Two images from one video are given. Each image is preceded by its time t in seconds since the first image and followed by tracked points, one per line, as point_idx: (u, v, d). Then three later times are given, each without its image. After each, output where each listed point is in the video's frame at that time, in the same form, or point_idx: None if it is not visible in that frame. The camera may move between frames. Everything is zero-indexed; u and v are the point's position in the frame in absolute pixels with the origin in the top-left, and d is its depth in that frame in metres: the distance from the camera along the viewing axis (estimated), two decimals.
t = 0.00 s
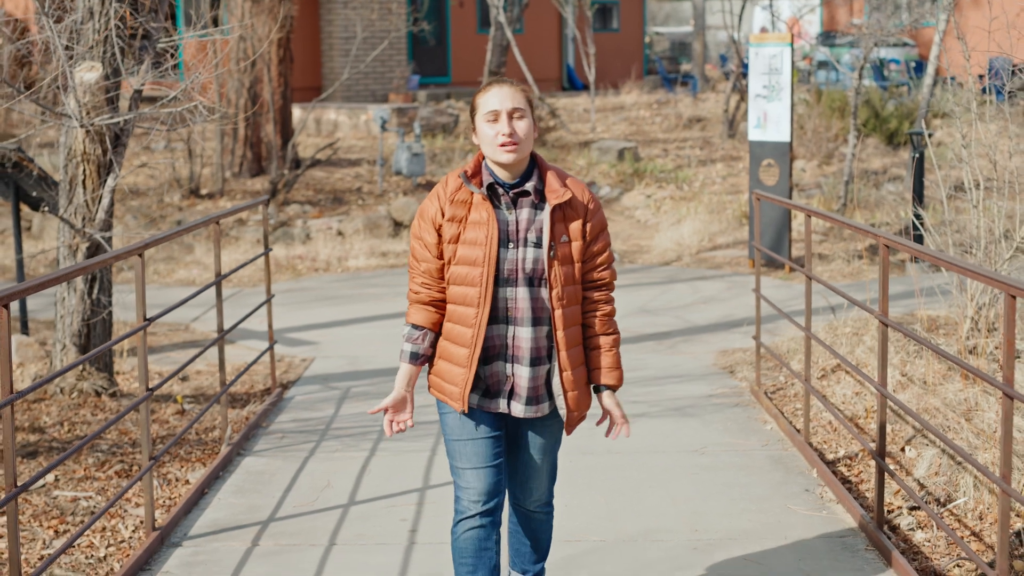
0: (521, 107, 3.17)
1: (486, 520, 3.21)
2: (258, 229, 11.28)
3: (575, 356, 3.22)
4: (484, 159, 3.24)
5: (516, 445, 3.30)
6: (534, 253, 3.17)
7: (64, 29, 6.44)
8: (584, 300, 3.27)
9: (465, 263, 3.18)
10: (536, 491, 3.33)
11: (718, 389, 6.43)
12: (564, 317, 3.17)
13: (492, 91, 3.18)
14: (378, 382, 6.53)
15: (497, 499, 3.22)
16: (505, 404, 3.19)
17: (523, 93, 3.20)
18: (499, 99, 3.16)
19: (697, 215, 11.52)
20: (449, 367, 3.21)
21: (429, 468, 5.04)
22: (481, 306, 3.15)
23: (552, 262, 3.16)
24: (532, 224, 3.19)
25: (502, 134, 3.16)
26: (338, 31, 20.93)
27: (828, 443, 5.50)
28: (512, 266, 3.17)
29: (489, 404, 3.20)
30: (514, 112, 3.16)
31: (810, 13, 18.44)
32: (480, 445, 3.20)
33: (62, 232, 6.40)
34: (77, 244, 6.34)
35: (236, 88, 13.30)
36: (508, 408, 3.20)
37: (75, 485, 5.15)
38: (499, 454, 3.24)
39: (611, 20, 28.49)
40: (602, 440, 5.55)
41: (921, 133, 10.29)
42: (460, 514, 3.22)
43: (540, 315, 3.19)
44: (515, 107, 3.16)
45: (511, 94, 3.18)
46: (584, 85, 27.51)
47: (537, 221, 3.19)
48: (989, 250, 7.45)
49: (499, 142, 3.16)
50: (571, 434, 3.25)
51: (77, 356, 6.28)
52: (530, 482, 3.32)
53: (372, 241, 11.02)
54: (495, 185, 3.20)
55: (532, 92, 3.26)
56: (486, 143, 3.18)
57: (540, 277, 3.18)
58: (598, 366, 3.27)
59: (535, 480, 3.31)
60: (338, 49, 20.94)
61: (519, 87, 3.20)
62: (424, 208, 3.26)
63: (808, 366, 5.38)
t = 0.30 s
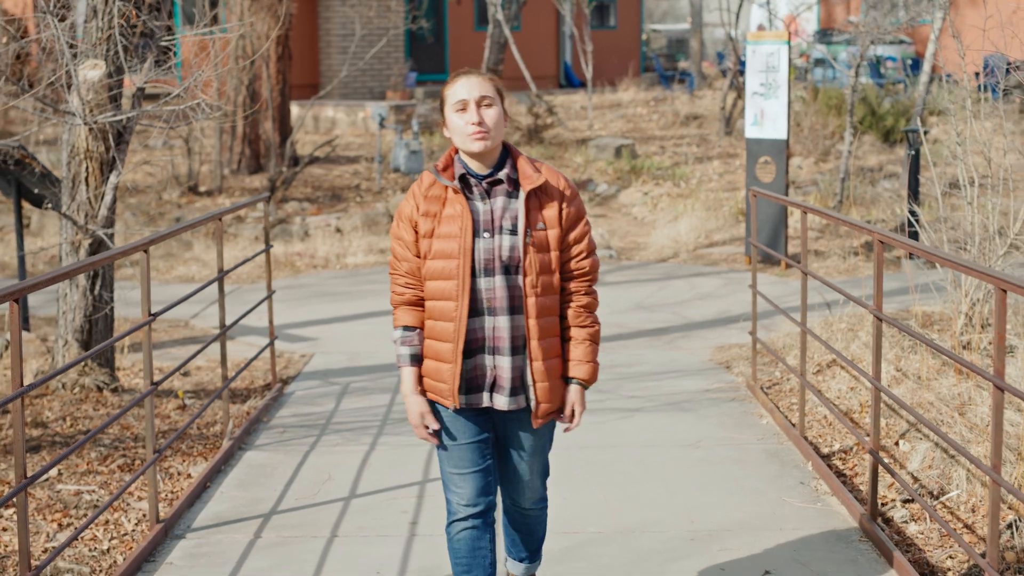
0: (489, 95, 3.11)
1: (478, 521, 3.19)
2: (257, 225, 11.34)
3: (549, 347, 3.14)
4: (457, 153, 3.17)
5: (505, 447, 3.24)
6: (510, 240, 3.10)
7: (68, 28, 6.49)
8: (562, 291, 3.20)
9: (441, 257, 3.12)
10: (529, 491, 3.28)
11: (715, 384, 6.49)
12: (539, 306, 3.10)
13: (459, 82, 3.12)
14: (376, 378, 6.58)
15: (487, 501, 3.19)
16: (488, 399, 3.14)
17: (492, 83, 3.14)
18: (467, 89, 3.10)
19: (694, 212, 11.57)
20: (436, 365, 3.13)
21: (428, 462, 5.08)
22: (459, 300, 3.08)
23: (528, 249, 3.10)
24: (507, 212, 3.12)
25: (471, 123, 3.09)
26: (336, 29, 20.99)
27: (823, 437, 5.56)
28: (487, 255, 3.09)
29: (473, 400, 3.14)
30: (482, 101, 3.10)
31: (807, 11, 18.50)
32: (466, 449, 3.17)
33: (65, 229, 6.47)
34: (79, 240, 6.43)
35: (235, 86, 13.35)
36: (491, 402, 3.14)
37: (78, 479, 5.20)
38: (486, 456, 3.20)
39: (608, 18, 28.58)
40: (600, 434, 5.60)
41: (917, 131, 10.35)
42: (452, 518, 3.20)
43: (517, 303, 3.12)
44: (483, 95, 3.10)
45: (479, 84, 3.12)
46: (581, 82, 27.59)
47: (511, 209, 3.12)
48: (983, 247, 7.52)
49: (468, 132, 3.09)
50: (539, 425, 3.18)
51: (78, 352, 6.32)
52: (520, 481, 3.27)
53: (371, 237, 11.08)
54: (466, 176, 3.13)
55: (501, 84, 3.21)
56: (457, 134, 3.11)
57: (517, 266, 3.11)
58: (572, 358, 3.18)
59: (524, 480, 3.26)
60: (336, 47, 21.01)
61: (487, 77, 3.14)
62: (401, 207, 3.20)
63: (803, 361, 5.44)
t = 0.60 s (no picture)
0: (475, 93, 3.11)
1: (473, 519, 3.19)
2: (256, 223, 11.40)
3: (531, 342, 3.11)
4: (442, 151, 3.19)
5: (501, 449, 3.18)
6: (492, 235, 3.11)
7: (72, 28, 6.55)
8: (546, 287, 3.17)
9: (423, 252, 3.13)
10: (523, 501, 3.18)
11: (711, 380, 6.55)
12: (519, 299, 3.08)
13: (446, 78, 3.13)
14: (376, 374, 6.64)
15: (479, 501, 3.20)
16: (460, 398, 3.12)
17: (479, 80, 3.14)
18: (452, 85, 3.10)
19: (691, 210, 11.63)
20: (417, 361, 3.13)
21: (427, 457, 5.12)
22: (440, 295, 3.09)
23: (509, 242, 3.10)
24: (490, 206, 3.13)
25: (455, 120, 3.10)
26: (335, 27, 21.05)
27: (818, 432, 5.62)
28: (469, 250, 3.11)
29: (453, 398, 3.13)
30: (467, 99, 3.10)
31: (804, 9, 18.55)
32: (454, 452, 3.18)
33: (69, 226, 6.54)
34: (82, 237, 6.50)
35: (234, 84, 13.40)
36: (465, 399, 3.13)
37: (81, 473, 5.25)
38: (478, 457, 3.21)
39: (606, 17, 28.63)
40: (597, 430, 5.66)
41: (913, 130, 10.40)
42: (445, 518, 3.21)
43: (499, 298, 3.11)
44: (468, 93, 3.10)
45: (467, 81, 3.12)
46: (580, 81, 27.64)
47: (494, 204, 3.14)
48: (977, 244, 7.58)
49: (452, 128, 3.09)
50: (525, 423, 3.11)
51: (81, 348, 6.38)
52: (512, 491, 3.18)
53: (370, 235, 11.13)
54: (450, 172, 3.16)
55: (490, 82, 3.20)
56: (441, 130, 3.12)
57: (499, 260, 3.11)
58: (554, 354, 3.12)
59: (516, 487, 3.17)
60: (335, 46, 21.07)
61: (475, 75, 3.15)
62: (386, 205, 3.25)
63: (798, 357, 5.49)
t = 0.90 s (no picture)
0: (477, 99, 3.09)
1: (470, 514, 3.23)
2: (256, 223, 11.46)
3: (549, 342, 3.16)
4: (439, 154, 3.17)
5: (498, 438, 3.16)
6: (496, 240, 3.13)
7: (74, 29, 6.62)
8: (550, 287, 3.23)
9: (426, 259, 3.14)
10: (517, 489, 3.11)
11: (708, 377, 6.61)
12: (536, 302, 3.12)
13: (447, 83, 3.11)
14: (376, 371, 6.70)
15: (478, 500, 3.24)
16: (474, 400, 3.13)
17: (480, 84, 3.12)
18: (455, 92, 3.08)
19: (688, 209, 11.69)
20: (424, 368, 3.16)
21: (427, 452, 5.19)
22: (446, 303, 3.10)
23: (516, 247, 3.12)
24: (492, 212, 3.15)
25: (457, 127, 3.09)
26: (334, 27, 21.09)
27: (813, 428, 5.68)
28: (474, 257, 3.12)
29: (460, 402, 3.14)
30: (470, 105, 3.09)
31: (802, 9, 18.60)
32: (453, 452, 3.19)
33: (72, 225, 6.59)
34: (85, 236, 6.55)
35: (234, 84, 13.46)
36: (477, 403, 3.13)
37: (85, 469, 5.31)
38: (478, 457, 3.23)
39: (604, 17, 28.66)
40: (595, 426, 5.71)
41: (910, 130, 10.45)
42: (445, 515, 3.25)
43: (507, 303, 3.14)
44: (471, 99, 3.09)
45: (468, 85, 3.10)
46: (578, 80, 27.70)
47: (496, 209, 3.15)
48: (972, 243, 7.64)
49: (455, 135, 3.09)
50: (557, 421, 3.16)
51: (84, 346, 6.44)
52: (508, 476, 3.12)
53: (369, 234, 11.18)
54: (450, 177, 3.15)
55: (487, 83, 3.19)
56: (442, 135, 3.11)
57: (504, 264, 3.13)
58: (570, 353, 3.20)
59: (511, 472, 3.12)
60: (334, 45, 21.11)
61: (475, 78, 3.13)
62: (381, 209, 3.22)
63: (793, 354, 5.55)
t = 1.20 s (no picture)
0: (489, 109, 3.07)
1: (470, 511, 3.29)
2: (257, 223, 11.53)
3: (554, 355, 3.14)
4: (449, 160, 3.15)
5: (496, 445, 3.14)
6: (503, 252, 3.11)
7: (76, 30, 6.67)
8: (557, 299, 3.20)
9: (432, 267, 3.13)
10: (510, 496, 3.10)
11: (705, 375, 6.68)
12: (540, 316, 3.10)
13: (458, 91, 3.08)
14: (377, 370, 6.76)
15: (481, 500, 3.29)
16: (475, 410, 3.13)
17: (491, 92, 3.09)
18: (467, 101, 3.06)
19: (687, 209, 11.76)
20: (426, 374, 3.16)
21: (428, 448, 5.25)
22: (451, 313, 3.10)
23: (523, 260, 3.09)
24: (500, 223, 3.12)
25: (468, 136, 3.06)
26: (335, 28, 21.16)
27: (809, 425, 5.74)
28: (480, 267, 3.10)
29: (462, 409, 3.15)
30: (482, 114, 3.06)
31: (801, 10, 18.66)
32: (456, 456, 3.22)
33: (76, 224, 6.62)
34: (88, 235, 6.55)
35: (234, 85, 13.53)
36: (479, 412, 3.13)
37: (90, 465, 5.38)
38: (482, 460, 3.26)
39: (604, 18, 28.72)
40: (593, 423, 5.77)
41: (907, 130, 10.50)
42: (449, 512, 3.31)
43: (512, 316, 3.13)
44: (482, 108, 3.06)
45: (480, 94, 3.07)
46: (578, 81, 27.78)
47: (505, 220, 3.13)
48: (967, 242, 7.69)
49: (465, 144, 3.06)
50: (559, 434, 3.14)
51: (88, 344, 6.50)
52: (502, 483, 3.11)
53: (369, 235, 11.24)
54: (460, 186, 3.13)
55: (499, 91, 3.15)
56: (453, 144, 3.08)
57: (510, 276, 3.12)
58: (575, 367, 3.19)
59: (506, 478, 3.11)
60: (335, 47, 21.18)
61: (487, 86, 3.09)
62: (391, 211, 3.20)
63: (788, 353, 5.62)
